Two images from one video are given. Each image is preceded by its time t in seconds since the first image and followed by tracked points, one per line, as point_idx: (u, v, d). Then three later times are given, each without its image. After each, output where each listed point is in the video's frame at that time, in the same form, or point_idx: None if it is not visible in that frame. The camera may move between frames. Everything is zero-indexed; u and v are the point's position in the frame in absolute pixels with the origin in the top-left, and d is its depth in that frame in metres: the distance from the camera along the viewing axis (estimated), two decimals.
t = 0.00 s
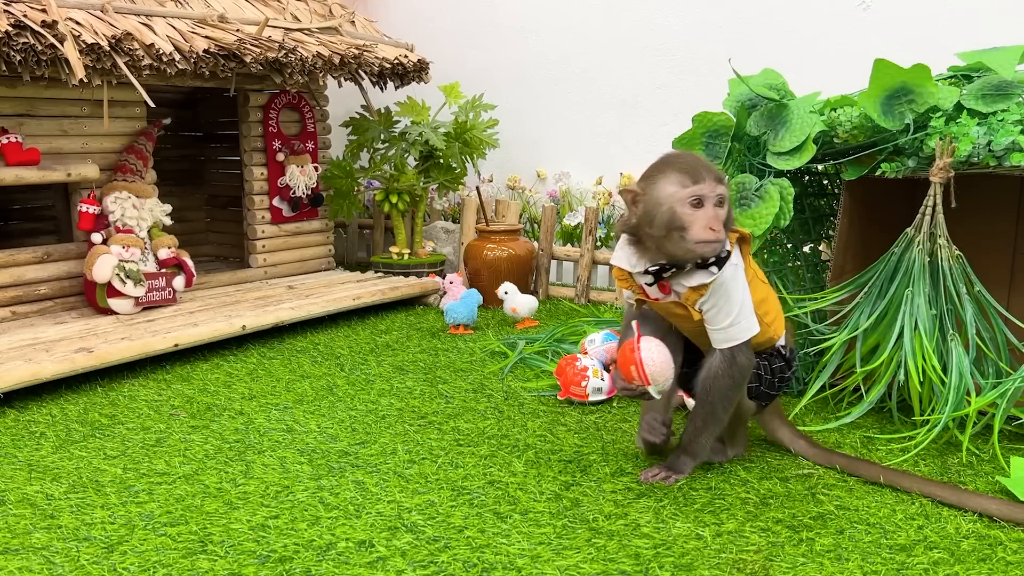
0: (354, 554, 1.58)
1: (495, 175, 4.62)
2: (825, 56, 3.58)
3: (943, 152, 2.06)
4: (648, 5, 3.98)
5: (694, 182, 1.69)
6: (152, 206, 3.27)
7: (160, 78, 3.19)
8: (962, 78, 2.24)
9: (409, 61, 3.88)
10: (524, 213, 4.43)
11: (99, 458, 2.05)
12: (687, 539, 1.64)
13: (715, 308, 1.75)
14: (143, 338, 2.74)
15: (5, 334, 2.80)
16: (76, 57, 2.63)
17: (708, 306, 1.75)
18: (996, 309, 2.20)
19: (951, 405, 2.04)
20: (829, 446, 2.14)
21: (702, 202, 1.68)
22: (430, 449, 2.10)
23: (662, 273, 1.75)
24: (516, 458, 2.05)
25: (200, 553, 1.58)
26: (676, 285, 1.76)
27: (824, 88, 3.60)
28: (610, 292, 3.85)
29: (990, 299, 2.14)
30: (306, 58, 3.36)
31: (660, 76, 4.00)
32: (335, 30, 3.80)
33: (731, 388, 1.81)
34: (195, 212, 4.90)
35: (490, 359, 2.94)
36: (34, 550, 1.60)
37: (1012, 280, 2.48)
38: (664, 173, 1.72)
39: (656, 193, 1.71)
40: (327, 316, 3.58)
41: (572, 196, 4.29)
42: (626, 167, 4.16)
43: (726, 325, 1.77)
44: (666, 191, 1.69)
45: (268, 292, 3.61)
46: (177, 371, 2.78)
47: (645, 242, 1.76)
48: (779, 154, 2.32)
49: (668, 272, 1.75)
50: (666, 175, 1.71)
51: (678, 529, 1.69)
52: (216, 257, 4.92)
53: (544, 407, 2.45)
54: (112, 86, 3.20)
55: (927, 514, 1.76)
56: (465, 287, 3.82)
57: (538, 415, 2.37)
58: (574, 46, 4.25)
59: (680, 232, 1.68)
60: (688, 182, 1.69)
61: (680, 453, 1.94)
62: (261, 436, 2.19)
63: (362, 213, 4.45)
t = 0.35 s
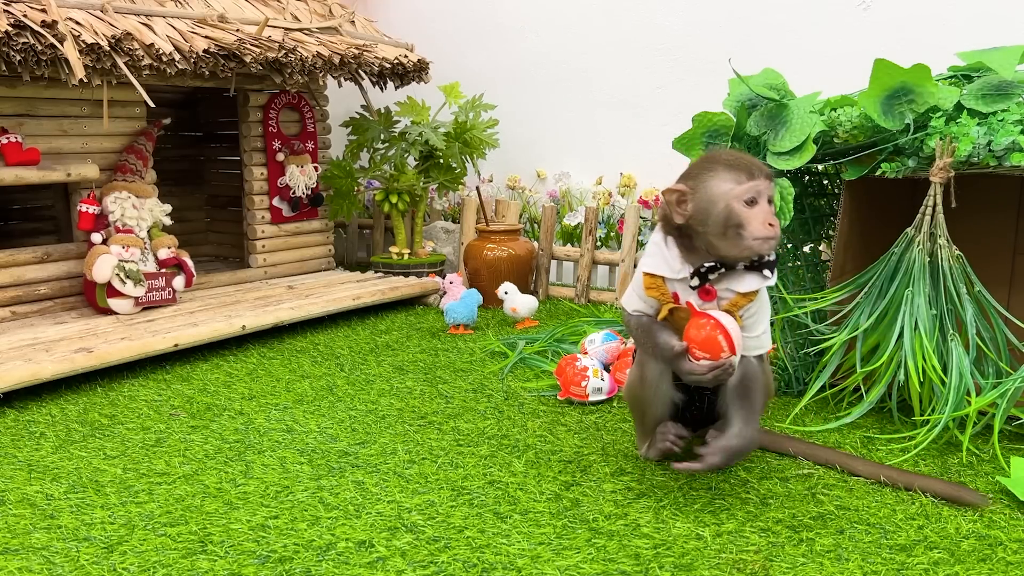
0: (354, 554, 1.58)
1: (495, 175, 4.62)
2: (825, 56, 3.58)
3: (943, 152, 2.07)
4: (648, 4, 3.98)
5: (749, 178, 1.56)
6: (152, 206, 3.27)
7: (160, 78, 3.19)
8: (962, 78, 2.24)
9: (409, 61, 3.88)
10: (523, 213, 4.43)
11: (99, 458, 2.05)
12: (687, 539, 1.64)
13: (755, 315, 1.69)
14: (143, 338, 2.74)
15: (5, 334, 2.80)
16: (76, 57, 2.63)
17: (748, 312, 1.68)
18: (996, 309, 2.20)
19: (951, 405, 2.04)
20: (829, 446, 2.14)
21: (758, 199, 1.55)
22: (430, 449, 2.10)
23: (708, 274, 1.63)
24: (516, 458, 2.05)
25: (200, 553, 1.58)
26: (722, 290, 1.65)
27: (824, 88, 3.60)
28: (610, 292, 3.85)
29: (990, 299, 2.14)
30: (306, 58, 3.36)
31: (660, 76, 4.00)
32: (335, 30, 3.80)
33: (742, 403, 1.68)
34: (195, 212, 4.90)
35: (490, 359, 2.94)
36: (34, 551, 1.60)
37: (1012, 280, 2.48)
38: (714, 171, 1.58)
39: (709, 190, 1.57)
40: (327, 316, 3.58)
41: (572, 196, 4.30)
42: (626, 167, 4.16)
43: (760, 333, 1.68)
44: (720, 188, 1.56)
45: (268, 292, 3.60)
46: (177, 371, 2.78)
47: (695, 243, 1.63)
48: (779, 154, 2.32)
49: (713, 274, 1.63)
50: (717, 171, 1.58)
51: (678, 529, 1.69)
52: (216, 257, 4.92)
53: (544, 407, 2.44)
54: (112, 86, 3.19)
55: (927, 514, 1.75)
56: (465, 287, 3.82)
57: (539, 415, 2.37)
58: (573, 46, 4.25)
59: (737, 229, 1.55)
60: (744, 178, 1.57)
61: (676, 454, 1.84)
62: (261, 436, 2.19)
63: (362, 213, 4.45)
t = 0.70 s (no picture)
0: (354, 554, 1.58)
1: (495, 175, 4.62)
2: (825, 56, 3.58)
3: (943, 152, 2.06)
4: (649, 4, 3.98)
5: (1013, 251, 1.09)
6: (152, 206, 3.27)
7: (160, 78, 3.19)
8: (963, 78, 2.23)
9: (409, 60, 3.88)
10: (524, 213, 4.43)
11: (99, 458, 2.05)
12: (687, 539, 1.64)
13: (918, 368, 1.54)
14: (143, 338, 2.74)
15: (5, 334, 2.80)
16: (75, 57, 2.63)
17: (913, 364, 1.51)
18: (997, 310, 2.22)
19: (952, 405, 2.05)
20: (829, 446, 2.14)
21: None
22: (430, 449, 2.10)
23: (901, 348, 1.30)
24: (516, 458, 2.04)
25: (200, 553, 1.58)
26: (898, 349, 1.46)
27: (824, 88, 3.60)
28: (610, 292, 3.85)
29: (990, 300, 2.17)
30: (306, 58, 3.36)
31: (661, 76, 4.00)
32: (335, 30, 3.79)
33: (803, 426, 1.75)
34: (195, 212, 4.89)
35: (490, 359, 2.94)
36: (34, 551, 1.60)
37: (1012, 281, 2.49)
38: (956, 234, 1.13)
39: (949, 260, 1.12)
40: (327, 316, 3.58)
41: (572, 196, 4.29)
42: (626, 167, 4.16)
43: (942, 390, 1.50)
44: (968, 261, 1.10)
45: (268, 292, 3.60)
46: (177, 370, 2.78)
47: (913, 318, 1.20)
48: (779, 154, 2.32)
49: (903, 350, 1.27)
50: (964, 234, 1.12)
51: (678, 529, 1.69)
52: (216, 257, 4.92)
53: (544, 407, 2.44)
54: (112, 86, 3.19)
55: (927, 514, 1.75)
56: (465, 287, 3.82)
57: (539, 415, 2.37)
58: (574, 46, 4.25)
59: (977, 318, 1.10)
60: (1004, 249, 1.09)
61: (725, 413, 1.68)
62: (261, 436, 2.19)
63: (362, 213, 4.45)
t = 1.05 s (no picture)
0: (354, 554, 1.58)
1: (495, 175, 4.63)
2: (825, 56, 3.58)
3: (943, 152, 2.07)
4: (649, 4, 3.98)
5: None
6: (152, 206, 3.27)
7: (160, 78, 3.19)
8: (962, 78, 2.24)
9: (409, 61, 3.88)
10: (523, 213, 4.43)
11: (99, 458, 2.05)
12: (687, 539, 1.64)
13: None
14: (143, 338, 2.74)
15: (5, 334, 2.80)
16: (75, 57, 2.63)
17: None
18: (996, 309, 2.20)
19: (951, 405, 2.03)
20: (829, 446, 2.14)
21: None
22: (430, 449, 2.10)
23: None
24: (516, 458, 2.05)
25: (200, 553, 1.58)
26: None
27: (824, 89, 3.60)
28: (610, 292, 3.85)
29: (990, 299, 2.14)
30: (306, 58, 3.36)
31: (661, 76, 4.00)
32: (335, 30, 3.80)
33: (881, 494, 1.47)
34: (195, 212, 4.90)
35: (490, 359, 2.94)
36: (34, 551, 1.60)
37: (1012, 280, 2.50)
38: None
39: None
40: (328, 316, 3.58)
41: (572, 196, 4.30)
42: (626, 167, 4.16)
43: None
44: None
45: (268, 292, 3.61)
46: (177, 370, 2.78)
47: None
48: (779, 154, 2.33)
49: None
50: None
51: (678, 529, 1.69)
52: (216, 257, 4.92)
53: (544, 407, 2.45)
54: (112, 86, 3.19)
55: (926, 514, 1.76)
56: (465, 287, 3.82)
57: (538, 415, 2.37)
58: (574, 46, 4.25)
59: None
60: None
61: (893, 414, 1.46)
62: (261, 436, 2.19)
63: (362, 213, 4.45)
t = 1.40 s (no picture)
0: (354, 553, 1.58)
1: (495, 175, 4.63)
2: (825, 56, 3.58)
3: (943, 152, 2.07)
4: (649, 4, 3.98)
5: None
6: (152, 206, 3.27)
7: (161, 78, 3.19)
8: (962, 79, 2.24)
9: (409, 61, 3.88)
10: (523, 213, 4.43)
11: (99, 458, 2.05)
12: (687, 539, 1.65)
13: None
14: (143, 338, 2.74)
15: (5, 334, 2.80)
16: (76, 58, 2.63)
17: None
18: (996, 309, 2.20)
19: (951, 405, 2.04)
20: (828, 446, 2.14)
21: None
22: (430, 449, 2.10)
23: None
24: (516, 458, 2.05)
25: (200, 553, 1.58)
26: None
27: (824, 89, 3.60)
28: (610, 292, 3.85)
29: (990, 299, 2.14)
30: (306, 58, 3.37)
31: (661, 76, 4.00)
32: (335, 30, 3.80)
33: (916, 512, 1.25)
34: (196, 212, 4.90)
35: (490, 359, 2.94)
36: (35, 550, 1.60)
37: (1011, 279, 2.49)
38: None
39: None
40: (328, 316, 3.58)
41: (572, 196, 4.30)
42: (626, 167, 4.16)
43: None
44: None
45: (268, 292, 3.61)
46: (177, 370, 2.79)
47: None
48: (779, 154, 2.33)
49: None
50: None
51: (677, 529, 1.69)
52: (217, 257, 4.92)
53: (544, 407, 2.45)
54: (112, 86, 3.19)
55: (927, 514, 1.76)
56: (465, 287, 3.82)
57: (539, 415, 2.37)
58: (574, 46, 4.25)
59: None
60: None
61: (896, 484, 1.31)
62: (261, 436, 2.19)
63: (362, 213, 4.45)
